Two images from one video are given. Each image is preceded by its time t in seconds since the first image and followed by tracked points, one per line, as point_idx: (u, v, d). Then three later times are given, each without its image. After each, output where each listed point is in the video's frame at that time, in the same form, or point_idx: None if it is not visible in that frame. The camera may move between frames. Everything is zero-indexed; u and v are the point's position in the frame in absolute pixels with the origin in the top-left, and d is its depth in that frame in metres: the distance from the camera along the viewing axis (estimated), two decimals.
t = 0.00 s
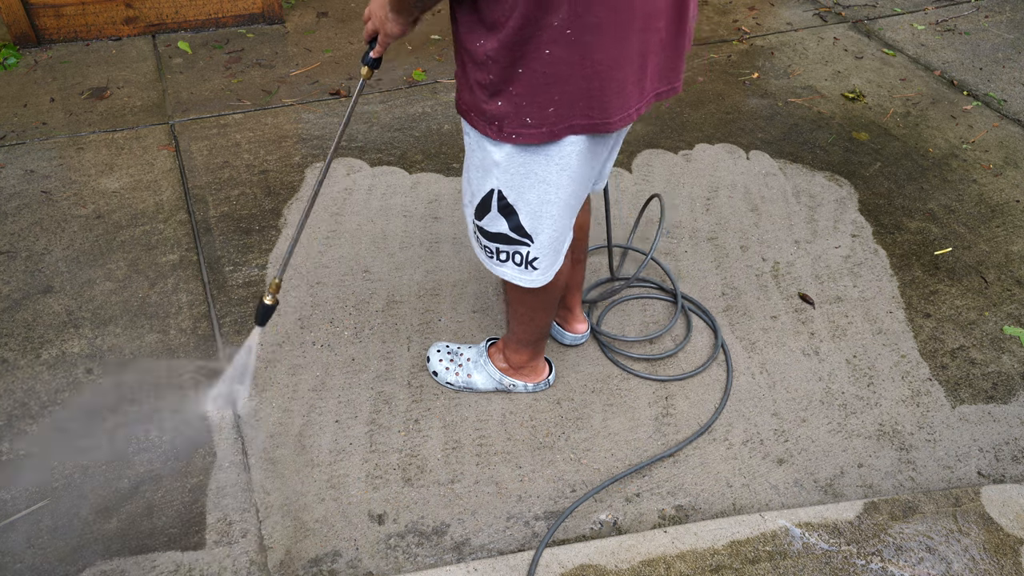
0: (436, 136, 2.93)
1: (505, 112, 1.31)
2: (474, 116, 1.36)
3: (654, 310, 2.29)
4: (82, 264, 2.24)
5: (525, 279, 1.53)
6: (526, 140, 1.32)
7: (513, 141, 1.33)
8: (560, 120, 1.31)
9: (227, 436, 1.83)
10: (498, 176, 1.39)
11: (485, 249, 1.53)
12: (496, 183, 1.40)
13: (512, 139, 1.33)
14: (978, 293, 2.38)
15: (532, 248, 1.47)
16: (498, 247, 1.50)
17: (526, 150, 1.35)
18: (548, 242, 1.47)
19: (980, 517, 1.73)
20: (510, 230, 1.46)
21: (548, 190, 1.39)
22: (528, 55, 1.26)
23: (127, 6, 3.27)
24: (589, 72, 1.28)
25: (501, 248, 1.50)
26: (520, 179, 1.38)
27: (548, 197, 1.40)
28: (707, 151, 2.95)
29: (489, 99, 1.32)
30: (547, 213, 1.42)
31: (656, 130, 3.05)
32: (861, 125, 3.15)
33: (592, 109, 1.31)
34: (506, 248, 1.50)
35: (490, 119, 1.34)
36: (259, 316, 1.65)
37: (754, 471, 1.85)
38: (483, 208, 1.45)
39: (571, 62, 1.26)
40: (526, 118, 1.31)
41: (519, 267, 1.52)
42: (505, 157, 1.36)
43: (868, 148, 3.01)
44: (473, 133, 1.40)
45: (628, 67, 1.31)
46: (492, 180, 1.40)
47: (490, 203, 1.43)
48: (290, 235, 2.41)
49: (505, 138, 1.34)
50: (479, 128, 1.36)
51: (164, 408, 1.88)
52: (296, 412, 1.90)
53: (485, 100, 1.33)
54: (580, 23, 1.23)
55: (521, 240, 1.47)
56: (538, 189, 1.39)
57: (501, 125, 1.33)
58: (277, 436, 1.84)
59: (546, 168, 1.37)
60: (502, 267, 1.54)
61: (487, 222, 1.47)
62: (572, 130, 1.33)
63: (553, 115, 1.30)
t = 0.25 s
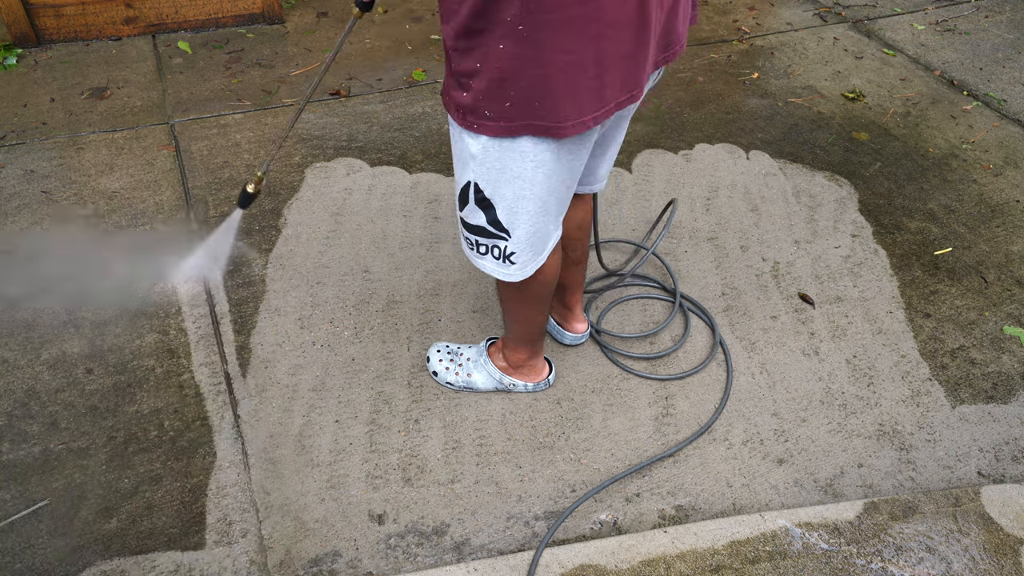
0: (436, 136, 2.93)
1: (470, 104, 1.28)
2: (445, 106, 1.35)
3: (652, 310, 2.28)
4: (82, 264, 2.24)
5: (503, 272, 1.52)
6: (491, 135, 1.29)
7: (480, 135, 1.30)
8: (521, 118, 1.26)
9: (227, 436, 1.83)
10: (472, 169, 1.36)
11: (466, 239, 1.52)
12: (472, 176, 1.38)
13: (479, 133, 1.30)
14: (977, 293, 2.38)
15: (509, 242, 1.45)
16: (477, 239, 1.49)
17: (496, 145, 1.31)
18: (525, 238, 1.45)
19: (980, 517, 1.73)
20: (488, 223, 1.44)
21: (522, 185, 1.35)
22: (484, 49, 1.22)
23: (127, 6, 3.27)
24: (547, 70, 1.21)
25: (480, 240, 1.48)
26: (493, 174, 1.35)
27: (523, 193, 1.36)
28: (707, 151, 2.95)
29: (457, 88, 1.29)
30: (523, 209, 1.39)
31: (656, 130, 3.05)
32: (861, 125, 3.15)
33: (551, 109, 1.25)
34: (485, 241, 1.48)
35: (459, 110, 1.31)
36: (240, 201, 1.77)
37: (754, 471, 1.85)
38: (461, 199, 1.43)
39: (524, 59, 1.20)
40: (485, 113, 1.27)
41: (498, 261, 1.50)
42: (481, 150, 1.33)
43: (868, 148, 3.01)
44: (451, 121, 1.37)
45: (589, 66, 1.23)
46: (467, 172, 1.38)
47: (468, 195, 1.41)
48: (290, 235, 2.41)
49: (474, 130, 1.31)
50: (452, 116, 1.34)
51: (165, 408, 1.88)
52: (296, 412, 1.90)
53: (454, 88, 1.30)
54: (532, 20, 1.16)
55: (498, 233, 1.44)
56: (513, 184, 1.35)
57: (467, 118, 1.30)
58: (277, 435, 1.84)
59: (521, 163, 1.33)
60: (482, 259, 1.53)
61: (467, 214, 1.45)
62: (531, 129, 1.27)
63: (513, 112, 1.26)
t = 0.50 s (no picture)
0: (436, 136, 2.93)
1: (449, 96, 1.27)
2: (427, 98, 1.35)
3: (651, 310, 2.28)
4: (82, 264, 2.24)
5: (488, 268, 1.51)
6: (471, 127, 1.28)
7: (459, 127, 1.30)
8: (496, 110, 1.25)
9: (227, 436, 1.83)
10: (455, 162, 1.36)
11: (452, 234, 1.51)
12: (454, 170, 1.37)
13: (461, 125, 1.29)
14: (977, 293, 2.38)
15: (493, 237, 1.44)
16: (463, 234, 1.48)
17: (476, 137, 1.30)
18: (508, 233, 1.44)
19: (980, 517, 1.73)
20: (472, 218, 1.43)
21: (504, 179, 1.34)
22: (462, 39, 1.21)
23: (127, 6, 3.27)
24: (523, 61, 1.20)
25: (465, 235, 1.47)
26: (476, 167, 1.34)
27: (504, 187, 1.35)
28: (707, 151, 2.95)
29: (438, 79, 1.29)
30: (505, 203, 1.38)
31: (656, 130, 3.05)
32: (861, 125, 3.15)
33: (526, 101, 1.24)
34: (469, 236, 1.47)
35: (440, 101, 1.30)
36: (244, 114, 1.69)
37: (754, 471, 1.85)
38: (445, 193, 1.43)
39: (496, 50, 1.19)
40: (461, 104, 1.27)
41: (483, 256, 1.49)
42: (462, 143, 1.32)
43: (868, 148, 3.01)
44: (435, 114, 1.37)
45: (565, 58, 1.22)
46: (450, 164, 1.37)
47: (452, 189, 1.41)
48: (291, 235, 2.41)
49: (456, 122, 1.30)
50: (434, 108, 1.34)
51: (165, 408, 1.88)
52: (296, 412, 1.90)
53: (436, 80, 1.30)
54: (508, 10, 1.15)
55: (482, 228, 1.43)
56: (495, 177, 1.34)
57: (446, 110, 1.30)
58: (277, 435, 1.84)
59: (502, 157, 1.31)
60: (468, 254, 1.52)
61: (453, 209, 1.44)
62: (505, 121, 1.26)
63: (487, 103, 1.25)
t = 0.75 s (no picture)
0: (436, 136, 2.93)
1: (514, 112, 1.28)
2: (477, 119, 1.33)
3: (651, 310, 2.28)
4: (82, 264, 2.24)
5: (524, 283, 1.55)
6: (537, 141, 1.30)
7: (517, 145, 1.32)
8: (570, 121, 1.29)
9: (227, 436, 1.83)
10: (500, 182, 1.38)
11: (484, 254, 1.53)
12: (495, 189, 1.39)
13: (522, 140, 1.31)
14: (978, 293, 2.38)
15: (532, 253, 1.48)
16: (498, 252, 1.51)
17: (522, 155, 1.34)
18: (548, 248, 1.48)
19: (980, 517, 1.73)
20: (510, 235, 1.46)
21: (548, 194, 1.39)
22: (535, 52, 1.22)
23: (127, 6, 3.27)
24: (599, 68, 1.24)
25: (501, 253, 1.50)
26: (519, 184, 1.38)
27: (549, 202, 1.40)
28: (707, 151, 2.95)
29: (491, 97, 1.29)
30: (548, 217, 1.42)
31: (656, 130, 3.05)
32: (861, 125, 3.15)
33: (604, 106, 1.28)
34: (506, 254, 1.50)
35: (494, 119, 1.31)
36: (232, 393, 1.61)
37: (754, 472, 1.85)
38: (482, 214, 1.44)
39: (582, 58, 1.23)
40: (535, 117, 1.28)
41: (519, 272, 1.53)
42: (505, 162, 1.35)
43: (868, 149, 3.01)
44: (473, 136, 1.37)
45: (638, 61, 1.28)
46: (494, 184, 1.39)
47: (490, 209, 1.43)
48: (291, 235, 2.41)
49: (508, 140, 1.32)
50: (479, 128, 1.33)
51: (165, 408, 1.88)
52: (297, 412, 1.90)
53: (487, 98, 1.29)
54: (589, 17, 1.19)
55: (521, 245, 1.47)
56: (538, 193, 1.39)
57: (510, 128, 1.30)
58: (277, 435, 1.84)
59: (549, 172, 1.36)
60: (501, 271, 1.55)
61: (487, 228, 1.46)
62: (583, 131, 1.30)
63: (563, 115, 1.28)
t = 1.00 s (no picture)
0: (436, 136, 2.93)
1: (483, 76, 1.28)
2: (455, 83, 1.35)
3: (642, 310, 2.28)
4: (82, 264, 2.24)
5: (518, 251, 1.51)
6: (505, 105, 1.30)
7: (497, 108, 1.31)
8: (537, 88, 1.27)
9: (227, 436, 1.83)
10: (487, 146, 1.37)
11: (479, 220, 1.52)
12: (482, 153, 1.39)
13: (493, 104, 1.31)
14: (978, 293, 2.38)
15: (522, 220, 1.45)
16: (491, 218, 1.49)
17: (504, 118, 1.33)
18: (538, 215, 1.45)
19: (980, 517, 1.73)
20: (500, 201, 1.44)
21: (534, 158, 1.37)
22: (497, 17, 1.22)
23: (127, 6, 3.27)
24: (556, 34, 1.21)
25: (494, 219, 1.49)
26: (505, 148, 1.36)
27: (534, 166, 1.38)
28: (707, 151, 2.95)
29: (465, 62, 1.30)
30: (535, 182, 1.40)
31: (655, 130, 3.05)
32: (861, 125, 3.15)
33: (564, 74, 1.26)
34: (498, 219, 1.48)
35: (468, 83, 1.32)
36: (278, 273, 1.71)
37: (754, 472, 1.85)
38: (473, 178, 1.44)
39: (538, 24, 1.21)
40: (498, 82, 1.28)
41: (512, 239, 1.50)
42: (489, 124, 1.34)
43: (868, 148, 3.01)
44: (460, 100, 1.38)
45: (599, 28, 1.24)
46: (481, 148, 1.38)
47: (481, 173, 1.42)
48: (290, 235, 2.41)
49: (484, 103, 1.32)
50: (460, 91, 1.35)
51: (164, 408, 1.88)
52: (296, 411, 1.90)
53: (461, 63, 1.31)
54: None
55: (512, 211, 1.45)
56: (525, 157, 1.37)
57: (481, 91, 1.30)
58: (277, 435, 1.84)
59: (532, 136, 1.34)
60: (496, 238, 1.53)
61: (479, 194, 1.45)
62: (543, 98, 1.28)
63: (529, 81, 1.27)
